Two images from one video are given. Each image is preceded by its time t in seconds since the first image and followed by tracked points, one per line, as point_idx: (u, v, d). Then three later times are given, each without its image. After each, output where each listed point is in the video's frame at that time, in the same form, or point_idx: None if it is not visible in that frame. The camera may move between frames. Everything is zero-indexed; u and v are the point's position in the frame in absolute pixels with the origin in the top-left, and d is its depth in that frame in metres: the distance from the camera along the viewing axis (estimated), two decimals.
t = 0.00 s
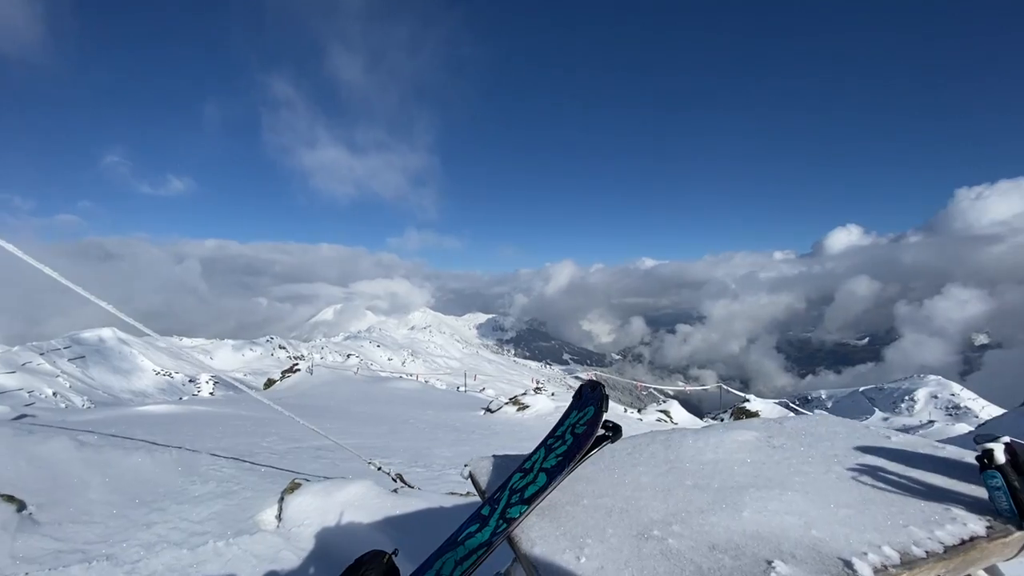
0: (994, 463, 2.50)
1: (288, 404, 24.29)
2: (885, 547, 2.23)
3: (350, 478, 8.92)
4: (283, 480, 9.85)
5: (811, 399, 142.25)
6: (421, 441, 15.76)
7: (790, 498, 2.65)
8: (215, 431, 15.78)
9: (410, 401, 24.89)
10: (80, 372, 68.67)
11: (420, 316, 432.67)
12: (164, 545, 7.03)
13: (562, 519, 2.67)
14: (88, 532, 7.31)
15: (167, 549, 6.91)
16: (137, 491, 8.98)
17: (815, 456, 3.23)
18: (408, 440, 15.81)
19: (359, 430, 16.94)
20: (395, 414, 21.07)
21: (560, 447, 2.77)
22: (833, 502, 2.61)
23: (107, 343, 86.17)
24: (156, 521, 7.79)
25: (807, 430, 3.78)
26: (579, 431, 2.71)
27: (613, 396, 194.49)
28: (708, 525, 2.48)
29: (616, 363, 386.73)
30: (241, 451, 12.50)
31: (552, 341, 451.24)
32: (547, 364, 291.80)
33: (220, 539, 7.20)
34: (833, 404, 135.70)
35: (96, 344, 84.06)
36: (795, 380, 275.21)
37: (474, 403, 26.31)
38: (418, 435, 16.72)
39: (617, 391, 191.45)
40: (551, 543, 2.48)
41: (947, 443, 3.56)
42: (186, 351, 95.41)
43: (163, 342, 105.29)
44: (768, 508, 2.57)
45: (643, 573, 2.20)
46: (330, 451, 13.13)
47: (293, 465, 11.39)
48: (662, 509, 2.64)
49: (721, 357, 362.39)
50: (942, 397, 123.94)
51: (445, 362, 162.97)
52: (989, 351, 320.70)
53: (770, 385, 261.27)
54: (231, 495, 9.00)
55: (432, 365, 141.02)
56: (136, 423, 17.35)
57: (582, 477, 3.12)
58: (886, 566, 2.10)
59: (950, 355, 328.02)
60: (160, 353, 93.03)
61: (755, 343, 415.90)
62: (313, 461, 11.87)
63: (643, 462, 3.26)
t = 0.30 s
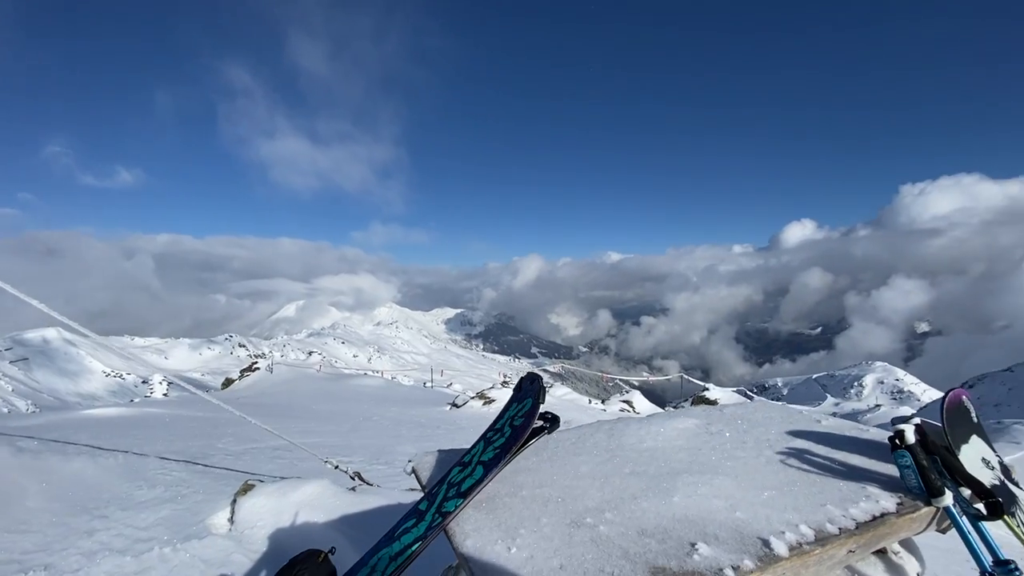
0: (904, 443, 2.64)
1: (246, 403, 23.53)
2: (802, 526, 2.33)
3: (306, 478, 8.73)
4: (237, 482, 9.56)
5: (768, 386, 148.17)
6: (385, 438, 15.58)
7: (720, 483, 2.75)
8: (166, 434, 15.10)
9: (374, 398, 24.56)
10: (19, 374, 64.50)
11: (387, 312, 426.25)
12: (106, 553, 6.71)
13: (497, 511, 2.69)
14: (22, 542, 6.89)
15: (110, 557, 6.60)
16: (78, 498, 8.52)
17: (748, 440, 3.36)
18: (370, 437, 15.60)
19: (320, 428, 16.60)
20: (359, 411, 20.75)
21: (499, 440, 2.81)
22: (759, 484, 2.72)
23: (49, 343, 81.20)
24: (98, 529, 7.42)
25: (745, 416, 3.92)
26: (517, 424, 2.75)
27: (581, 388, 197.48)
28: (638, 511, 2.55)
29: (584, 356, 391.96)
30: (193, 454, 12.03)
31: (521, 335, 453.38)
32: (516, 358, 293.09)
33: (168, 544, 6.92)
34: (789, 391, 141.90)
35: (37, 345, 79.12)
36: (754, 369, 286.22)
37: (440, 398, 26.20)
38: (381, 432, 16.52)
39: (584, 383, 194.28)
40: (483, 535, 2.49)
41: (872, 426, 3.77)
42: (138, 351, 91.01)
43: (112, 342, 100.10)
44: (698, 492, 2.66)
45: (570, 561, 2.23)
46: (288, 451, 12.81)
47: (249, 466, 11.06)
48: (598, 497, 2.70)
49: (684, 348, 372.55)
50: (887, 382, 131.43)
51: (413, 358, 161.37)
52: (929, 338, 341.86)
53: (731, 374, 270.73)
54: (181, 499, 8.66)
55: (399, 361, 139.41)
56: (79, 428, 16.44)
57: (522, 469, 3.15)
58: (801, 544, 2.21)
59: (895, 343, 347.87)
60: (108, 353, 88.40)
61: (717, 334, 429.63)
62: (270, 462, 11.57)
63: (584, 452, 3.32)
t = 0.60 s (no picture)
0: (842, 421, 2.76)
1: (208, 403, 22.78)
2: (745, 502, 2.43)
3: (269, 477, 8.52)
4: (197, 483, 9.27)
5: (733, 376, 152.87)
6: (354, 435, 15.36)
7: (672, 465, 2.84)
8: (121, 436, 14.47)
9: (343, 395, 24.17)
10: None
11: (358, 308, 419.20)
12: (56, 559, 6.41)
13: (452, 498, 2.71)
14: None
15: (61, 563, 6.31)
16: (26, 503, 8.11)
17: (701, 423, 3.47)
18: (339, 434, 15.37)
19: (286, 427, 16.24)
20: (327, 408, 20.38)
21: (455, 428, 2.85)
22: (708, 464, 2.83)
23: None
24: (47, 535, 7.08)
25: (700, 400, 4.04)
26: (473, 411, 2.82)
27: (554, 381, 199.18)
28: (591, 494, 2.61)
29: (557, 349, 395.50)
30: (150, 456, 11.58)
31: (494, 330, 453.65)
32: (490, 352, 293.23)
33: (123, 548, 6.65)
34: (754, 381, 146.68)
35: None
36: (721, 359, 294.52)
37: (410, 394, 25.99)
38: (350, 429, 16.29)
39: (557, 376, 196.01)
40: (436, 522, 2.51)
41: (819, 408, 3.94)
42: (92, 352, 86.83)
43: (63, 343, 95.15)
44: (650, 474, 2.74)
45: (522, 543, 2.28)
46: (251, 450, 12.49)
47: (211, 466, 10.75)
48: (553, 482, 2.75)
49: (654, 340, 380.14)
50: (844, 370, 137.48)
51: (384, 355, 159.35)
52: (883, 328, 358.98)
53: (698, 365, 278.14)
54: (138, 502, 8.35)
55: (370, 357, 137.49)
56: (26, 432, 15.57)
57: (479, 458, 3.19)
58: (743, 519, 2.31)
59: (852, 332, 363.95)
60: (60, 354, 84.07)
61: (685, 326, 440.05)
62: (233, 461, 11.28)
63: (543, 439, 3.39)
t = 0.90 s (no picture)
0: (799, 409, 2.87)
1: (176, 403, 22.14)
2: (706, 489, 2.50)
3: (239, 478, 8.33)
4: (164, 486, 9.01)
5: (707, 368, 156.33)
6: (329, 433, 15.14)
7: (638, 455, 2.89)
8: (83, 440, 13.94)
9: (317, 394, 23.79)
10: None
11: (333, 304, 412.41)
12: (13, 569, 6.17)
13: (418, 495, 2.71)
14: None
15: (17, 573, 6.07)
16: None
17: (667, 413, 3.55)
18: (313, 433, 15.14)
19: (258, 426, 15.91)
20: (301, 407, 20.03)
21: (422, 426, 2.84)
22: (673, 453, 2.89)
23: None
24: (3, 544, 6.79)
25: (669, 391, 4.12)
26: (440, 407, 2.83)
27: (533, 375, 200.19)
28: (558, 486, 2.65)
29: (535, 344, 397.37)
30: (114, 459, 11.21)
31: (473, 326, 452.75)
32: (468, 347, 292.62)
33: (85, 555, 6.42)
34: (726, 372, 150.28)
35: None
36: (696, 351, 300.58)
37: (386, 391, 25.76)
38: (325, 427, 16.07)
39: (535, 371, 197.00)
40: (401, 518, 2.51)
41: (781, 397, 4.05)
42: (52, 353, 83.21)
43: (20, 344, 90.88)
44: (616, 465, 2.79)
45: (486, 537, 2.29)
46: (221, 452, 12.20)
47: (179, 469, 10.48)
48: (520, 475, 2.78)
49: (630, 333, 385.30)
50: (812, 360, 142.13)
51: (361, 351, 157.39)
52: (848, 318, 372.00)
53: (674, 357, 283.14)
54: (101, 507, 8.07)
55: (346, 354, 135.58)
56: None
57: (448, 453, 3.20)
58: (704, 506, 2.38)
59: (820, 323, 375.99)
60: (16, 356, 80.23)
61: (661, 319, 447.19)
62: (202, 463, 11.01)
63: (513, 432, 3.41)
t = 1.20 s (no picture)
0: (774, 401, 2.92)
1: (152, 403, 21.63)
2: (683, 482, 2.53)
3: (218, 478, 8.19)
4: (139, 488, 8.81)
5: (688, 361, 158.70)
6: (310, 431, 14.97)
7: (616, 449, 2.91)
8: (55, 442, 13.54)
9: (299, 392, 23.50)
10: None
11: (315, 301, 407.03)
12: None
13: (396, 494, 2.69)
14: None
15: None
16: None
17: (645, 407, 3.58)
18: (294, 431, 14.96)
19: (238, 426, 15.64)
20: (282, 406, 19.77)
21: (400, 424, 2.82)
22: (652, 447, 2.91)
23: None
24: None
25: (648, 385, 4.16)
26: (418, 405, 2.82)
27: (517, 370, 200.69)
28: (536, 481, 2.66)
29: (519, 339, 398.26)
30: (87, 462, 10.91)
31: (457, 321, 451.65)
32: (452, 343, 291.88)
33: (57, 560, 6.24)
34: (707, 364, 152.81)
35: None
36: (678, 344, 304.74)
37: (369, 388, 25.55)
38: (307, 426, 15.89)
39: (519, 366, 197.60)
40: (377, 518, 2.49)
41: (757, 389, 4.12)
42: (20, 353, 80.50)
43: None
44: (595, 460, 2.80)
45: (464, 535, 2.28)
46: (199, 452, 11.97)
47: (156, 470, 10.26)
48: (500, 472, 2.78)
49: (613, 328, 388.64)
50: (790, 352, 145.28)
51: (344, 348, 155.76)
52: (824, 311, 380.98)
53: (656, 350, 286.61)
54: (74, 510, 7.86)
55: (328, 351, 134.13)
56: None
57: (426, 451, 3.18)
58: (681, 499, 2.40)
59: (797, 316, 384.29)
60: None
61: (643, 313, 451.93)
62: (180, 464, 10.79)
63: (493, 428, 3.41)
